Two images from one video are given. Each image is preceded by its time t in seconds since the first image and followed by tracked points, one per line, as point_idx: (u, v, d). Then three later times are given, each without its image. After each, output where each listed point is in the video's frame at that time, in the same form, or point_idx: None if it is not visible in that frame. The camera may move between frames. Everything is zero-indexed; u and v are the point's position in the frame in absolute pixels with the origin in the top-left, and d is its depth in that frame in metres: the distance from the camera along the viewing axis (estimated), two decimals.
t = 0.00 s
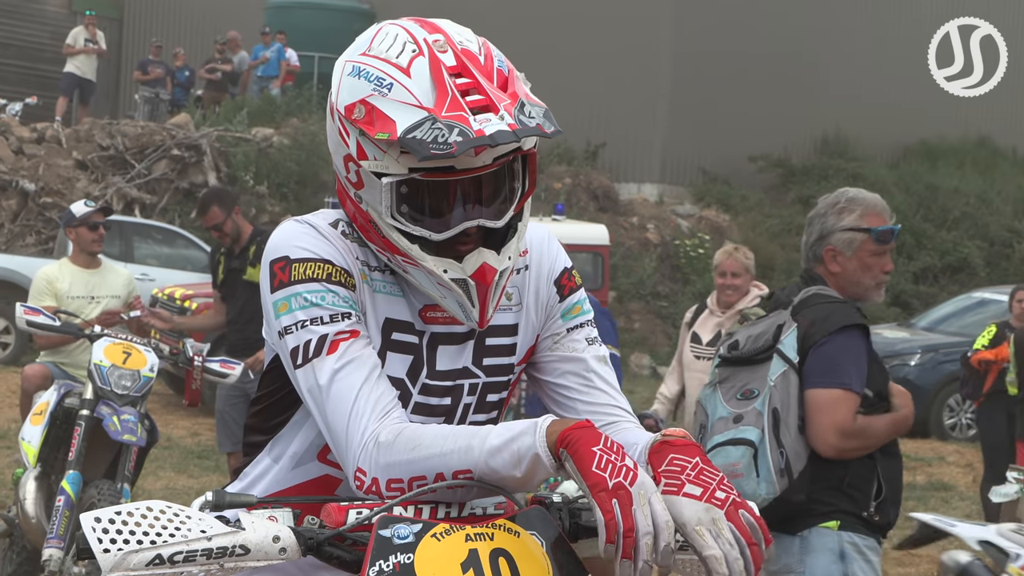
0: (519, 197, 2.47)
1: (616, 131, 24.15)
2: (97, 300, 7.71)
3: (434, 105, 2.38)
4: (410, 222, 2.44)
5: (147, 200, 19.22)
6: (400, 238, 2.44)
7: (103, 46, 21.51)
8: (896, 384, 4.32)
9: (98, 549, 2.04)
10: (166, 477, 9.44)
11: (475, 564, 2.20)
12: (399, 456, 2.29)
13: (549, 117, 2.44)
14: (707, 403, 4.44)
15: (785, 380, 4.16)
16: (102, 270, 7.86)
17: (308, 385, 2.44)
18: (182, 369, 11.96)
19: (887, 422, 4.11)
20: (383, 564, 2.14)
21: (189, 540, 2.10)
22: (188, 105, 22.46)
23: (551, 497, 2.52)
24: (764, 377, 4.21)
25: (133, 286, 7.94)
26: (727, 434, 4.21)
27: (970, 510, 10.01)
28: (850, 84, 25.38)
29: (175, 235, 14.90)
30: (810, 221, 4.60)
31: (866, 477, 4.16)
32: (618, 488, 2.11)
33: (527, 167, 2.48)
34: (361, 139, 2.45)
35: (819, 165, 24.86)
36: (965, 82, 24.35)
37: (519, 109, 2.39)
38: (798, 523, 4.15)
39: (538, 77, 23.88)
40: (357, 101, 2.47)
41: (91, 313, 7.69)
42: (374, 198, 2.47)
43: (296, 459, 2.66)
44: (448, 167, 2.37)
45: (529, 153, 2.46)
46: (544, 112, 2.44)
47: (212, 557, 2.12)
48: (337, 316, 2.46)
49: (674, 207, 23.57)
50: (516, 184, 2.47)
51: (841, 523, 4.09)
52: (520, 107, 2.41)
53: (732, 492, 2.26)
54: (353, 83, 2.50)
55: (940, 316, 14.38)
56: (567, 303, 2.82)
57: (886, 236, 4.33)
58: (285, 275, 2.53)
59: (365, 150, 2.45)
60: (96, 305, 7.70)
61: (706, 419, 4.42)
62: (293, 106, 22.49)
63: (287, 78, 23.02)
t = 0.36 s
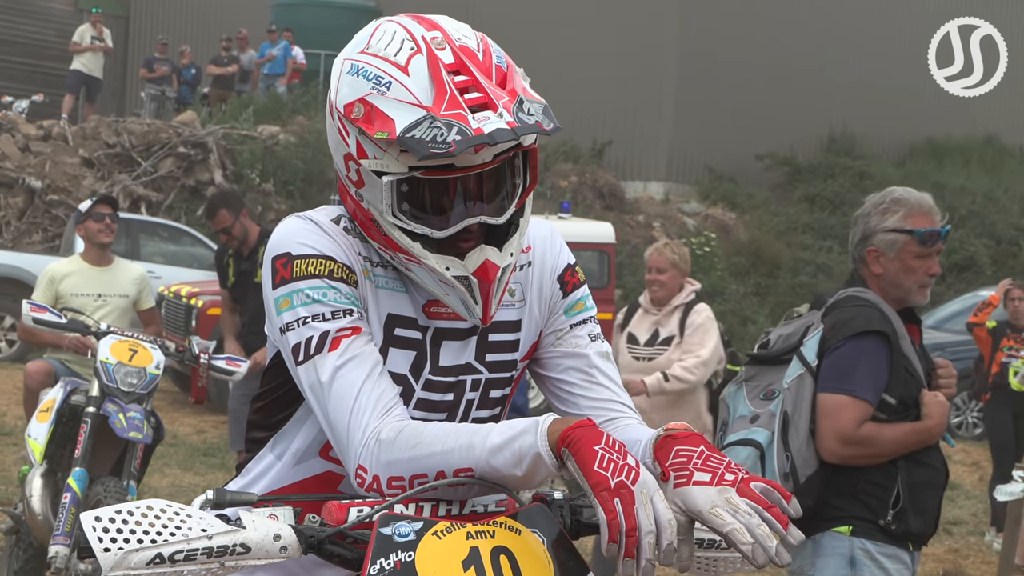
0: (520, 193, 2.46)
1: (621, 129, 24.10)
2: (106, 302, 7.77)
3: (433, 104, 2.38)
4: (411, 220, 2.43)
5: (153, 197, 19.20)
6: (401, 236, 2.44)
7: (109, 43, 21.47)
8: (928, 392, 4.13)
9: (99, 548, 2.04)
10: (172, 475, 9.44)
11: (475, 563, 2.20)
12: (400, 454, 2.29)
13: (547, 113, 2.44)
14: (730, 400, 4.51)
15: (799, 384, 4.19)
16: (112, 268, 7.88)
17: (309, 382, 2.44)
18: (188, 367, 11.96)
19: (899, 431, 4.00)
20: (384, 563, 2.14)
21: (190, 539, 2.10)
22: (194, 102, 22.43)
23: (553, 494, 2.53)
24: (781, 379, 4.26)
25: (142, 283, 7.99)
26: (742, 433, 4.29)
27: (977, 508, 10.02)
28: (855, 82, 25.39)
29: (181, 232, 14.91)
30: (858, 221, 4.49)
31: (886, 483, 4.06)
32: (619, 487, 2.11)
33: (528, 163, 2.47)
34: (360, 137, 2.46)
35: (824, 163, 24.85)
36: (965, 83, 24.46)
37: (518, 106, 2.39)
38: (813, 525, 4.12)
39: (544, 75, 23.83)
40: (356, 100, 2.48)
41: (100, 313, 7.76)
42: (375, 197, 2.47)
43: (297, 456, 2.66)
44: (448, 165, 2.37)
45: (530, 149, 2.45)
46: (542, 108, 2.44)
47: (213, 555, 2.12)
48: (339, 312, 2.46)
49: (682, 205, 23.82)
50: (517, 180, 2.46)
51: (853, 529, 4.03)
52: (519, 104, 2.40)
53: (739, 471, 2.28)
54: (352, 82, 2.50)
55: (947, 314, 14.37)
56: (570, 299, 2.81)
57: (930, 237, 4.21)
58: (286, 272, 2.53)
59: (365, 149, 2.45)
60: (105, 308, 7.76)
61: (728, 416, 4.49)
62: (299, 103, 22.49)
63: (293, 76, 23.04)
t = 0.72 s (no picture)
0: (525, 187, 2.45)
1: (623, 122, 24.05)
2: (107, 293, 7.75)
3: (441, 98, 2.38)
4: (417, 213, 2.43)
5: (156, 189, 19.33)
6: (408, 229, 2.44)
7: (112, 35, 21.40)
8: (945, 392, 4.07)
9: (102, 541, 2.04)
10: (175, 467, 9.44)
11: (478, 555, 2.20)
12: (403, 446, 2.29)
13: (556, 109, 2.44)
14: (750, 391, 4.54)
15: (810, 379, 4.21)
16: (115, 259, 7.86)
17: (313, 375, 2.43)
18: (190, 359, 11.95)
19: (908, 430, 3.97)
20: (387, 555, 2.15)
21: (193, 532, 2.11)
22: (198, 94, 22.29)
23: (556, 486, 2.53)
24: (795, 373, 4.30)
25: (148, 275, 7.91)
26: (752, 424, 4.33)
27: (981, 499, 10.06)
28: (856, 77, 25.37)
29: (184, 225, 14.90)
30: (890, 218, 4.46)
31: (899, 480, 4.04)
32: (624, 478, 2.12)
33: (533, 158, 2.47)
34: (367, 131, 2.46)
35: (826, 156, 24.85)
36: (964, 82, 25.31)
37: (525, 102, 2.39)
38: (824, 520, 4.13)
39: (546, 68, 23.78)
40: (363, 93, 2.47)
41: (101, 304, 7.74)
42: (380, 190, 2.47)
43: (301, 448, 2.66)
44: (454, 159, 2.36)
45: (536, 144, 2.46)
46: (550, 104, 2.44)
47: (216, 548, 2.12)
48: (343, 306, 2.45)
49: (684, 197, 23.73)
50: (522, 175, 2.46)
51: (863, 525, 4.03)
52: (527, 99, 2.40)
53: (729, 455, 2.29)
54: (359, 75, 2.50)
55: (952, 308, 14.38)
56: (574, 293, 2.82)
57: (951, 235, 4.19)
58: (291, 264, 2.53)
59: (371, 143, 2.45)
60: (106, 299, 7.74)
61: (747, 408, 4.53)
62: (302, 96, 22.46)
63: (297, 68, 22.95)
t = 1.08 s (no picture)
0: (525, 184, 2.45)
1: (621, 120, 23.99)
2: (99, 291, 7.73)
3: (440, 94, 2.37)
4: (416, 210, 2.42)
5: (152, 187, 19.36)
6: (406, 226, 2.43)
7: (107, 32, 21.30)
8: (997, 402, 3.95)
9: (101, 539, 2.03)
10: (171, 465, 9.42)
11: (478, 554, 2.19)
12: (403, 444, 2.28)
13: (555, 103, 2.43)
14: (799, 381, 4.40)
15: (861, 373, 4.08)
16: (103, 255, 7.85)
17: (312, 373, 2.42)
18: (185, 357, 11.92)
19: (953, 434, 3.86)
20: (386, 554, 2.14)
21: (191, 530, 2.10)
22: (194, 91, 22.15)
23: (555, 485, 2.52)
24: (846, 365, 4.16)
25: (137, 270, 7.94)
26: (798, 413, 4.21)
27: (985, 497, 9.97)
28: (855, 75, 25.32)
29: (180, 222, 14.91)
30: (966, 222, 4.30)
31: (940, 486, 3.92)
32: (624, 475, 2.11)
33: (533, 154, 2.46)
34: (366, 127, 2.45)
35: (825, 154, 24.88)
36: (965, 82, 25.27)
37: (524, 96, 2.38)
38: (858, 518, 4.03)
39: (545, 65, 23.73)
40: (362, 89, 2.47)
41: (94, 302, 7.73)
42: (380, 186, 2.46)
43: (300, 447, 2.65)
44: (454, 156, 2.36)
45: (536, 140, 2.45)
46: (549, 99, 2.43)
47: (215, 546, 2.11)
48: (342, 303, 2.44)
49: (683, 195, 23.74)
50: (522, 171, 2.45)
51: (899, 527, 3.93)
52: (527, 94, 2.40)
53: (732, 472, 2.28)
54: (359, 71, 2.49)
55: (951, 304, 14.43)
56: (573, 291, 2.81)
57: None
58: (289, 262, 2.51)
59: (371, 139, 2.44)
60: (99, 296, 7.73)
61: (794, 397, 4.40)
62: (299, 92, 22.39)
63: (293, 65, 22.71)
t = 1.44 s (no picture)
0: (526, 184, 2.43)
1: (620, 116, 23.89)
2: (88, 289, 7.73)
3: (444, 90, 2.35)
4: (417, 207, 2.40)
5: (149, 186, 19.32)
6: (406, 222, 2.41)
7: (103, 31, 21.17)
8: None
9: (98, 539, 2.01)
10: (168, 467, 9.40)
11: (478, 554, 2.17)
12: (403, 444, 2.26)
13: (560, 102, 2.41)
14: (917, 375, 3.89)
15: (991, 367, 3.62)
16: (81, 255, 7.86)
17: (310, 373, 2.40)
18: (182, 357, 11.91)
19: None
20: (386, 554, 2.12)
21: (190, 530, 2.08)
22: (190, 90, 22.01)
23: (554, 486, 2.50)
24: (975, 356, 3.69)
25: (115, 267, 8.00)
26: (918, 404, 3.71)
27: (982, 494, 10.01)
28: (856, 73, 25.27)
29: (176, 222, 14.88)
30: None
31: None
32: (624, 475, 2.09)
33: (535, 154, 2.45)
34: (368, 122, 2.42)
35: (826, 151, 24.88)
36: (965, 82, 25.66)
37: (530, 94, 2.37)
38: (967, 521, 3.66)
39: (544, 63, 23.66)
40: (365, 84, 2.44)
41: (83, 299, 7.73)
42: (380, 183, 2.44)
43: (298, 447, 2.63)
44: (456, 153, 2.34)
45: (538, 139, 2.43)
46: (554, 98, 2.41)
47: (213, 547, 2.10)
48: (340, 303, 2.43)
49: (683, 192, 23.68)
50: (524, 171, 2.44)
51: (1008, 534, 3.59)
52: (532, 93, 2.38)
53: (732, 447, 2.27)
54: (362, 66, 2.46)
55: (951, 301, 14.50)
56: (572, 290, 2.79)
57: None
58: (288, 261, 2.50)
59: (373, 135, 2.42)
60: (89, 293, 7.73)
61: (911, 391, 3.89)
62: (296, 91, 22.35)
63: (289, 62, 22.60)
